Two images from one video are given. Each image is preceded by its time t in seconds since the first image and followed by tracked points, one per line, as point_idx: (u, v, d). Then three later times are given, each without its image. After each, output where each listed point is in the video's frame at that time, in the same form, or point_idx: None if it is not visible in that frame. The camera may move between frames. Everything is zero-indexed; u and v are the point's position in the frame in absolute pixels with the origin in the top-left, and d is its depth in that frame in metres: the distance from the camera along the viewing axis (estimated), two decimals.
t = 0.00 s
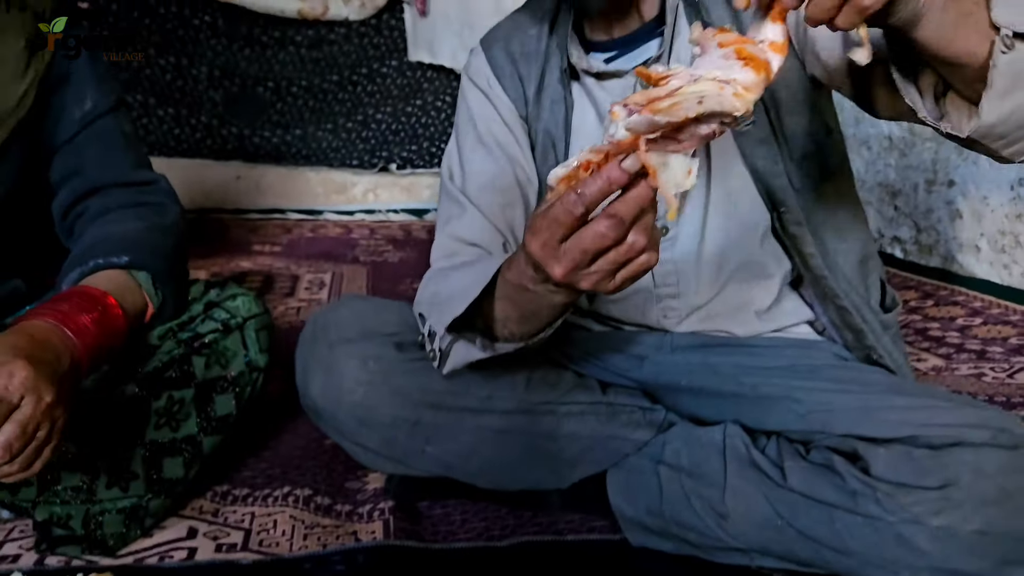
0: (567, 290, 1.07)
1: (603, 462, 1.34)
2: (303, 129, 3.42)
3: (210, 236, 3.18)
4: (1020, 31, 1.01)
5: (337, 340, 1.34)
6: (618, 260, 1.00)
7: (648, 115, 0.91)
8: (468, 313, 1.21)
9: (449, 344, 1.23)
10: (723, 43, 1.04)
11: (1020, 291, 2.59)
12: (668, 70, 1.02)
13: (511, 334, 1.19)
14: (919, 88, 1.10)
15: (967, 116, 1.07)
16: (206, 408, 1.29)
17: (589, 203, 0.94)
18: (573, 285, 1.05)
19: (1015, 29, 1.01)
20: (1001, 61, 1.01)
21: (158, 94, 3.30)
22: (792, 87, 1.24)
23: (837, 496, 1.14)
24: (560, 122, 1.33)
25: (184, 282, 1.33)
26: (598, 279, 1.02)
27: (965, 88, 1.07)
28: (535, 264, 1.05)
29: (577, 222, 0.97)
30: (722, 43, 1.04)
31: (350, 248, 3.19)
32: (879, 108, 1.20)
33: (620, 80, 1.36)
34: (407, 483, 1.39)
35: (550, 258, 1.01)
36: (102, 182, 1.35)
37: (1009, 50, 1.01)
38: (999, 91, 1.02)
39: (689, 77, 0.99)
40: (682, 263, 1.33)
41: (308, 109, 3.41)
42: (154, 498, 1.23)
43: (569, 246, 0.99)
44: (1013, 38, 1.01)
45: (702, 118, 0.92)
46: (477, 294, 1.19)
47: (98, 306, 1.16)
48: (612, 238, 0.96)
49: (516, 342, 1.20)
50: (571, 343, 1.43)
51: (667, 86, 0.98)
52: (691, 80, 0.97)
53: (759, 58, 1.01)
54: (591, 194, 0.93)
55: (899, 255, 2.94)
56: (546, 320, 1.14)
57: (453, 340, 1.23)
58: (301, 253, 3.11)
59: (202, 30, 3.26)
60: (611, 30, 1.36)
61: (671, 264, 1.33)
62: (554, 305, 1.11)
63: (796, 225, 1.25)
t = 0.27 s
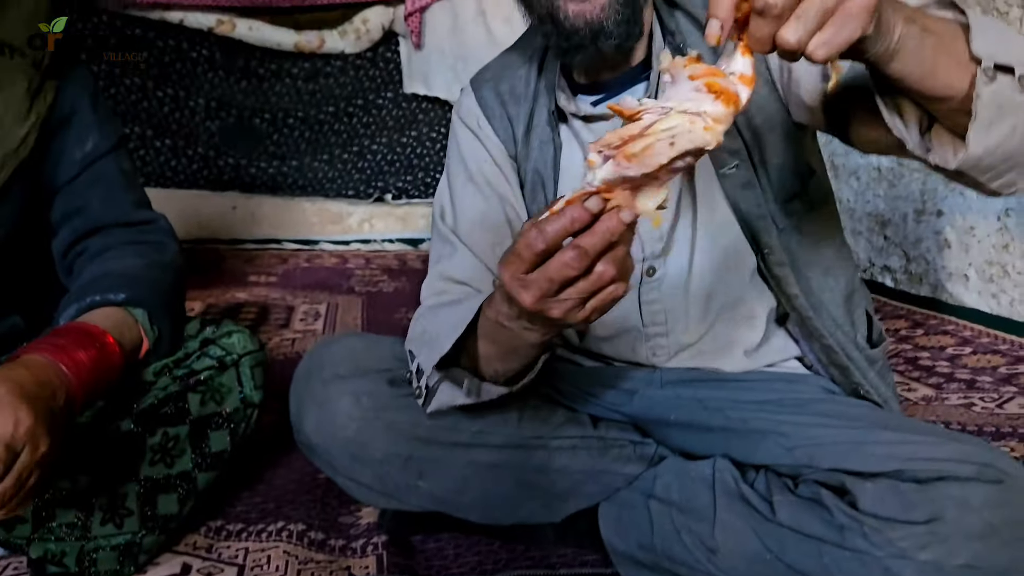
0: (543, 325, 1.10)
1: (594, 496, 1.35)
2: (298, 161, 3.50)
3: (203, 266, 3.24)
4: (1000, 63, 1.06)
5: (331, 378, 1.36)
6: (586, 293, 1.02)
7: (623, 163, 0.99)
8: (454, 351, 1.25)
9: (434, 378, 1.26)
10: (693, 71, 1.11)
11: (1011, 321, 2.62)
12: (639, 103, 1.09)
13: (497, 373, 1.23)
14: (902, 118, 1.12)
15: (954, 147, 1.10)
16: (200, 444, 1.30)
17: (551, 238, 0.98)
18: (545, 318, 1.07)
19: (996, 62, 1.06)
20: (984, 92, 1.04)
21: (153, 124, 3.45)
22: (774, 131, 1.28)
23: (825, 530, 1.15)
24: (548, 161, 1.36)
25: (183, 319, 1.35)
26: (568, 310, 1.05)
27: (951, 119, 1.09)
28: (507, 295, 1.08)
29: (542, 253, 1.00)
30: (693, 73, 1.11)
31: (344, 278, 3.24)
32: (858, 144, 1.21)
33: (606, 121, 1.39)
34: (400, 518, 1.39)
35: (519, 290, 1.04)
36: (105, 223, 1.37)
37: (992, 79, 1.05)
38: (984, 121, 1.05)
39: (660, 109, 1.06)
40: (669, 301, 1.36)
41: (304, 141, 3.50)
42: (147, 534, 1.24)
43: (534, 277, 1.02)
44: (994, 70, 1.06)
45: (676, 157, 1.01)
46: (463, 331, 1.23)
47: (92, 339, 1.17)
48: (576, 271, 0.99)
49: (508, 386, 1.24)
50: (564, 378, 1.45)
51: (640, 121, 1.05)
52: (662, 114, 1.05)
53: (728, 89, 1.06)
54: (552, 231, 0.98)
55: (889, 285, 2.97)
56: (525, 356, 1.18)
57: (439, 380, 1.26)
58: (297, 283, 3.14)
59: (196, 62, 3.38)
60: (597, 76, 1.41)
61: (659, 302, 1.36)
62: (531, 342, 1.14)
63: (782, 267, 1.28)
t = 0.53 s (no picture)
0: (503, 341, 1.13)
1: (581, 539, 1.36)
2: (293, 193, 3.93)
3: (198, 302, 3.31)
4: (989, 138, 1.12)
5: (320, 421, 1.36)
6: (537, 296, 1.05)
7: (587, 180, 1.04)
8: (428, 383, 1.27)
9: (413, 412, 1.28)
10: (669, 89, 1.11)
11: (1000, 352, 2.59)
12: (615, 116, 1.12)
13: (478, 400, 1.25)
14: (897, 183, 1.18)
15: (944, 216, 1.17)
16: (188, 487, 1.31)
17: (495, 241, 1.02)
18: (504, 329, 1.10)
19: (986, 138, 1.12)
20: (974, 168, 1.11)
21: (151, 160, 3.83)
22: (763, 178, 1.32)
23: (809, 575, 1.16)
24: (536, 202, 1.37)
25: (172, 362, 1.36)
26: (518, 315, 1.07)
27: (943, 189, 1.16)
28: (461, 304, 1.11)
29: (489, 257, 1.04)
30: (669, 90, 1.11)
31: (336, 310, 3.27)
32: (850, 204, 1.26)
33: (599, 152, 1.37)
34: (388, 561, 1.39)
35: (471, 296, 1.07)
36: (96, 265, 1.39)
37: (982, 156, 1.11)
38: (974, 197, 1.12)
39: (635, 125, 1.09)
40: (658, 346, 1.38)
41: (297, 173, 3.93)
42: None
43: (483, 281, 1.05)
44: (983, 145, 1.12)
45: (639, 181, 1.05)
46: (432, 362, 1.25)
47: (87, 388, 1.17)
48: (523, 271, 1.02)
49: (488, 426, 1.28)
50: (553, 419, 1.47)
51: (613, 137, 1.09)
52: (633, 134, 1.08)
53: (701, 121, 1.06)
54: (498, 237, 1.02)
55: (880, 316, 3.02)
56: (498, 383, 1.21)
57: (419, 417, 1.29)
58: (289, 317, 3.15)
59: (192, 97, 3.80)
60: (591, 114, 1.40)
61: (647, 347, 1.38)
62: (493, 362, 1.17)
63: (769, 318, 1.30)
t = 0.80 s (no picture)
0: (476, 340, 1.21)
1: None
2: (285, 224, 3.94)
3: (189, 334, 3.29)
4: (974, 192, 1.14)
5: (306, 464, 1.36)
6: (504, 284, 1.11)
7: (558, 172, 1.07)
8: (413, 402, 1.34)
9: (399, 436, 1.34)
10: (649, 98, 1.13)
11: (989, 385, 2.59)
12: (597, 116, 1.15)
13: (459, 419, 1.31)
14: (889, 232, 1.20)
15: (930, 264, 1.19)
16: (175, 529, 1.30)
17: (469, 223, 1.07)
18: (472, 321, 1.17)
19: (970, 191, 1.14)
20: (959, 219, 1.13)
21: (143, 191, 3.81)
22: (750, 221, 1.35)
23: None
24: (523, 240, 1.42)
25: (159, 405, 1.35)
26: (485, 303, 1.13)
27: (928, 241, 1.19)
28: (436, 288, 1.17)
29: (463, 237, 1.09)
30: (649, 99, 1.13)
31: (328, 341, 3.27)
32: (843, 254, 1.28)
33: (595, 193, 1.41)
34: None
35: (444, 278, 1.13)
36: (84, 306, 1.38)
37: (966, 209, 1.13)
38: (960, 249, 1.14)
39: (613, 128, 1.10)
40: (648, 391, 1.39)
41: (290, 204, 3.94)
42: None
43: (454, 261, 1.11)
44: (968, 198, 1.14)
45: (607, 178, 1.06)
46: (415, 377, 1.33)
47: (73, 429, 1.17)
48: (494, 253, 1.07)
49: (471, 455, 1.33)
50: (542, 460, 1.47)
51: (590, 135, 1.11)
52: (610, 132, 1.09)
53: (674, 132, 1.07)
54: (472, 220, 1.07)
55: (871, 346, 3.04)
56: (473, 396, 1.28)
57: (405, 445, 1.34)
58: (281, 349, 3.15)
59: (186, 128, 3.81)
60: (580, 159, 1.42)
61: (638, 394, 1.39)
62: (465, 366, 1.24)
63: (758, 369, 1.30)
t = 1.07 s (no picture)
0: (453, 331, 1.29)
1: None
2: (278, 252, 3.93)
3: (180, 364, 3.27)
4: (958, 230, 1.16)
5: (293, 504, 1.35)
6: (481, 259, 1.18)
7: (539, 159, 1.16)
8: (405, 412, 1.45)
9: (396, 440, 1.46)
10: (635, 100, 1.21)
11: (981, 413, 2.57)
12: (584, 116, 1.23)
13: (440, 427, 1.41)
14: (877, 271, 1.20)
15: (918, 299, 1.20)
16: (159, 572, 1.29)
17: (457, 191, 1.15)
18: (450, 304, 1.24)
19: (954, 229, 1.16)
20: (943, 253, 1.14)
21: (134, 219, 3.80)
22: (745, 258, 1.36)
23: None
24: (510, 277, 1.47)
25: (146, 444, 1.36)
26: (462, 275, 1.19)
27: (910, 279, 1.19)
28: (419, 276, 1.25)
29: (450, 204, 1.16)
30: (634, 101, 1.21)
31: (320, 370, 3.26)
32: (838, 301, 1.31)
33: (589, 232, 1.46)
34: None
35: (427, 248, 1.19)
36: (71, 344, 1.39)
37: (951, 244, 1.15)
38: (948, 282, 1.15)
39: (597, 124, 1.18)
40: (638, 437, 1.41)
41: (282, 232, 3.95)
42: None
43: (438, 231, 1.18)
44: (952, 235, 1.15)
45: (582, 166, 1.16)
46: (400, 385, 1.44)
47: (44, 472, 1.12)
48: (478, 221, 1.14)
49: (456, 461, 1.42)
50: (532, 497, 1.49)
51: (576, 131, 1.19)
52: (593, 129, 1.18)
53: (651, 135, 1.15)
54: (460, 189, 1.15)
55: (863, 374, 3.04)
56: (453, 402, 1.37)
57: (400, 449, 1.46)
58: (271, 379, 3.13)
59: (178, 156, 3.82)
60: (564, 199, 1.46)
61: (628, 438, 1.41)
62: (443, 360, 1.33)
63: (751, 415, 1.32)
